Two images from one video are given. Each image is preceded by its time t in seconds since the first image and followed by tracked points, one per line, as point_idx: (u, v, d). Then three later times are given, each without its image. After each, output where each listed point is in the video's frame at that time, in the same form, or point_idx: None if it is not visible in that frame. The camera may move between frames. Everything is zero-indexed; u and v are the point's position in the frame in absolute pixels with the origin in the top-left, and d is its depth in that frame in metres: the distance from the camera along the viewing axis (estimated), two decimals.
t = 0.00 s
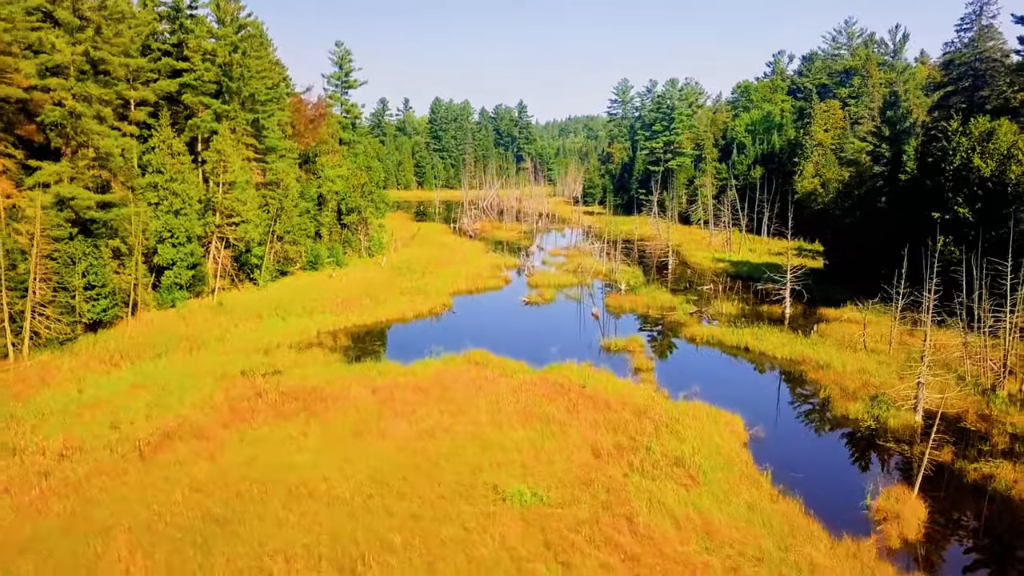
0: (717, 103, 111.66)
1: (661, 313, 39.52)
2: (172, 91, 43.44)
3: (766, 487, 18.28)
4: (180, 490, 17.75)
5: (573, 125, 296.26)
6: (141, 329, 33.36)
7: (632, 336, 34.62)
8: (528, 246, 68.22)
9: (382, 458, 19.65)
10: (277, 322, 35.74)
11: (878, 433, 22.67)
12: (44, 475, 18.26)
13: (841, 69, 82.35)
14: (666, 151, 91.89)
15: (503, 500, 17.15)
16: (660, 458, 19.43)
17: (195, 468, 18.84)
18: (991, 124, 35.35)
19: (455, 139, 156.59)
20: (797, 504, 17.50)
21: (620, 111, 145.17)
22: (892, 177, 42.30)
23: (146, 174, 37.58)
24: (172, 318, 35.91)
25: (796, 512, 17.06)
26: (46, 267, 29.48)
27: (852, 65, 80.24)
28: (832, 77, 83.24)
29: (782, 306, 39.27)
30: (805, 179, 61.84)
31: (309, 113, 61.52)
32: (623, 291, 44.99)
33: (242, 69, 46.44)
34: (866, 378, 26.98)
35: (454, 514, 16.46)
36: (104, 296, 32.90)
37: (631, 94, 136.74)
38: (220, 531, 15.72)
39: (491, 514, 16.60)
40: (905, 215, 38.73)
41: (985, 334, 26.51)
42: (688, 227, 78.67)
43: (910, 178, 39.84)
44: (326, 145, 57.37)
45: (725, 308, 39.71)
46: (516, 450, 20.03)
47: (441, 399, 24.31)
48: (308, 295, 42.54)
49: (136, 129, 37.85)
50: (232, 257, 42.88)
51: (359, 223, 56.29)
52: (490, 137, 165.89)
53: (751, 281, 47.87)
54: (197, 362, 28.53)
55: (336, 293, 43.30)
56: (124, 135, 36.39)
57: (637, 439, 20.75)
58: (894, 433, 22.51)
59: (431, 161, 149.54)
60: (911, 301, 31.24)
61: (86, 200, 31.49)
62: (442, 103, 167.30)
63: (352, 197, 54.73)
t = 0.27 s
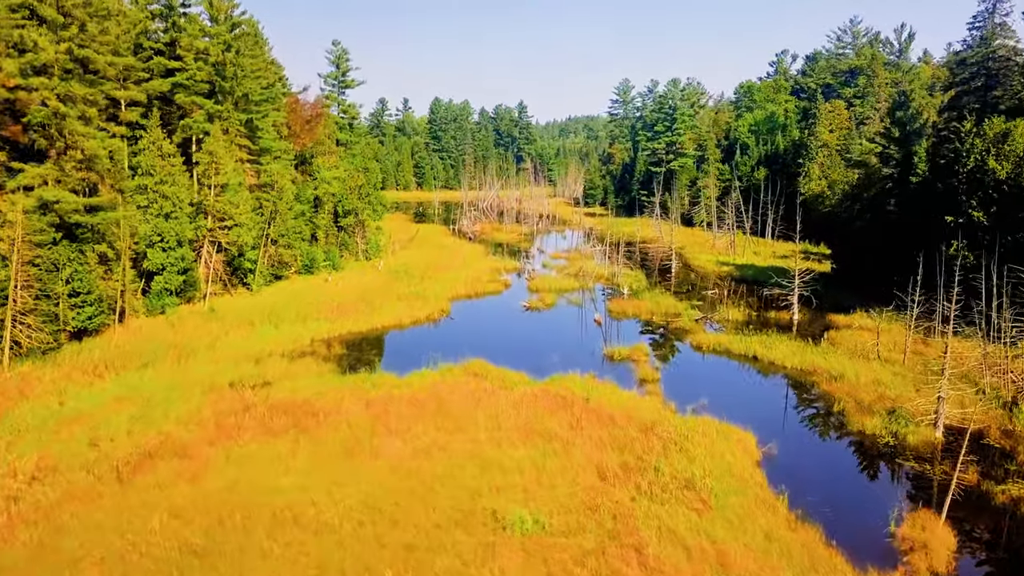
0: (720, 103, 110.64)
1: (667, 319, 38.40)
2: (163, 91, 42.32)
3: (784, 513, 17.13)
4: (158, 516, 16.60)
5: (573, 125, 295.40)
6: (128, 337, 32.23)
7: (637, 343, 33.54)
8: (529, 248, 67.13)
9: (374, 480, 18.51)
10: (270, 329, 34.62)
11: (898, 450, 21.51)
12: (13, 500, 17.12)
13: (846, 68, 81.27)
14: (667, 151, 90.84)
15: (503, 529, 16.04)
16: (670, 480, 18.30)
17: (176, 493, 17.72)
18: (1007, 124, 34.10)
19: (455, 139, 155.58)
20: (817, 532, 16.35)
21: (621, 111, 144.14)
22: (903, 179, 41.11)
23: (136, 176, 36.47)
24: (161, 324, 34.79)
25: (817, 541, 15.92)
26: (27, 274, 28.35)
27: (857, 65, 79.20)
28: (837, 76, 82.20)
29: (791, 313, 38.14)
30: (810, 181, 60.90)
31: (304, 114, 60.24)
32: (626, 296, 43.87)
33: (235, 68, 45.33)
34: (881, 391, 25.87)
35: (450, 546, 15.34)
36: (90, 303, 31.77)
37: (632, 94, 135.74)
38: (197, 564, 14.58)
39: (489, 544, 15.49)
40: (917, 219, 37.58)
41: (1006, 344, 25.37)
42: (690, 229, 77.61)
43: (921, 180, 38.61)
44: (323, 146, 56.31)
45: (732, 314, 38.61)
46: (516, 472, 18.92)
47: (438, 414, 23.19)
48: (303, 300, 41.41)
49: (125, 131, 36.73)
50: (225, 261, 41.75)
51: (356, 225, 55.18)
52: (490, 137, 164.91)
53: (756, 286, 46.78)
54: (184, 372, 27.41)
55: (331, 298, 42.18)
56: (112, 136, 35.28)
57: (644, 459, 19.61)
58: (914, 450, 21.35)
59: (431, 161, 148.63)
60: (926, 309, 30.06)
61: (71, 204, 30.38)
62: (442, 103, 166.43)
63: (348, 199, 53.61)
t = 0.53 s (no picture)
0: (722, 103, 109.60)
1: (672, 326, 37.30)
2: (153, 91, 41.21)
3: (802, 541, 16.06)
4: (132, 546, 15.48)
5: (573, 125, 294.37)
6: (115, 346, 31.11)
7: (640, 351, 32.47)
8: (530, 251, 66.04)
9: (366, 505, 17.41)
10: (262, 337, 33.49)
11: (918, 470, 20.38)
12: None
13: (851, 68, 80.08)
14: (669, 152, 89.85)
15: (502, 561, 14.93)
16: (681, 505, 17.19)
17: (153, 520, 16.61)
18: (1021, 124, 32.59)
19: (455, 140, 154.61)
20: (839, 563, 15.27)
21: (622, 112, 143.13)
22: (915, 183, 39.84)
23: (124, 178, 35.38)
24: (150, 332, 33.67)
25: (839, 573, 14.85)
26: (7, 281, 27.25)
27: (863, 64, 78.06)
28: (842, 76, 81.07)
29: (799, 319, 37.05)
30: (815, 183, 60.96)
31: (301, 114, 58.84)
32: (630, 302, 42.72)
33: (228, 68, 44.21)
34: (897, 404, 24.74)
35: None
36: (75, 311, 30.66)
37: (633, 94, 134.64)
38: None
39: None
40: (928, 224, 36.48)
41: None
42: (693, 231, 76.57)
43: (933, 183, 37.34)
44: (320, 147, 55.25)
45: (739, 321, 37.52)
46: (516, 496, 17.81)
47: (434, 431, 22.06)
48: (296, 306, 40.24)
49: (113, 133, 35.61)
50: (217, 266, 40.63)
51: (353, 228, 54.09)
52: (490, 138, 163.88)
53: (762, 291, 45.71)
54: (170, 385, 26.29)
55: (326, 304, 41.03)
56: (99, 138, 34.16)
57: (653, 482, 18.50)
58: (936, 469, 20.19)
59: (430, 162, 147.68)
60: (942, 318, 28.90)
61: (55, 208, 29.20)
62: (441, 103, 165.46)
63: (345, 202, 52.48)
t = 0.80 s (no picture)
0: (724, 104, 108.44)
1: (678, 335, 36.04)
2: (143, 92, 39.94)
3: None
4: None
5: (573, 125, 293.35)
6: (97, 358, 29.76)
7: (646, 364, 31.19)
8: (530, 255, 64.80)
9: (355, 539, 16.11)
10: (252, 348, 32.18)
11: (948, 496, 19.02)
12: None
13: (857, 68, 78.71)
14: (671, 154, 88.73)
15: None
16: (695, 540, 15.89)
17: (123, 557, 15.31)
18: None
19: (454, 141, 153.55)
20: None
21: (623, 112, 142.01)
22: (930, 186, 38.41)
23: (110, 182, 34.04)
24: (136, 342, 32.31)
25: None
26: None
27: (869, 64, 76.82)
28: (849, 76, 79.79)
29: (810, 328, 35.79)
30: (821, 184, 60.68)
31: (296, 115, 57.41)
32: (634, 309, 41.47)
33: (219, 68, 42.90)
34: (918, 422, 23.46)
35: None
36: (55, 322, 29.31)
37: (634, 94, 133.38)
38: None
39: None
40: (942, 229, 35.23)
41: None
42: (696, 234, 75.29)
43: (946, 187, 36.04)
44: (315, 149, 54.03)
45: (747, 330, 36.26)
46: (517, 528, 16.51)
47: (430, 453, 20.77)
48: (289, 313, 39.01)
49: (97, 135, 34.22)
50: (208, 272, 39.32)
51: (349, 232, 52.85)
52: (490, 138, 162.75)
53: (769, 298, 44.49)
54: (152, 401, 24.98)
55: (321, 311, 39.77)
56: (83, 140, 32.79)
57: (664, 512, 17.19)
58: (966, 496, 18.84)
59: (429, 163, 146.43)
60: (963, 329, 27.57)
61: (33, 213, 27.74)
62: (440, 104, 164.35)
63: (341, 205, 51.23)
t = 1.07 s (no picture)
0: (727, 104, 107.38)
1: (684, 344, 34.92)
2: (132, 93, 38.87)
3: None
4: None
5: (574, 126, 292.35)
6: (81, 369, 28.63)
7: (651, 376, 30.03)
8: (531, 258, 63.70)
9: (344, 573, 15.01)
10: (243, 358, 31.06)
11: (976, 526, 17.76)
12: None
13: (862, 68, 77.56)
14: (673, 155, 87.67)
15: None
16: None
17: None
18: None
19: (454, 141, 152.58)
20: None
21: (624, 113, 140.95)
22: (942, 189, 37.19)
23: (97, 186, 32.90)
24: (123, 352, 31.14)
25: None
26: None
27: (874, 65, 75.72)
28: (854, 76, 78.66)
29: (820, 337, 34.69)
30: (826, 185, 60.48)
31: (291, 116, 55.63)
32: (637, 316, 40.36)
33: (212, 68, 41.84)
34: (939, 440, 22.34)
35: None
36: (37, 332, 28.17)
37: (635, 95, 132.32)
38: None
39: None
40: (957, 235, 34.10)
41: None
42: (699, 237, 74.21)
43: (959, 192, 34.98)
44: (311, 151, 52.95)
45: (754, 338, 35.15)
46: (518, 561, 15.41)
47: (426, 475, 19.65)
48: (283, 320, 37.93)
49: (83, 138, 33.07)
50: (199, 279, 38.19)
51: (346, 236, 51.77)
52: (490, 139, 161.71)
53: (776, 304, 43.38)
54: (136, 416, 23.86)
55: (316, 318, 38.67)
56: (68, 143, 31.64)
57: (674, 543, 16.08)
58: (995, 522, 17.67)
59: (428, 164, 145.41)
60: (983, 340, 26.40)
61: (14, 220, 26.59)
62: (439, 104, 163.34)
63: (337, 208, 50.13)
